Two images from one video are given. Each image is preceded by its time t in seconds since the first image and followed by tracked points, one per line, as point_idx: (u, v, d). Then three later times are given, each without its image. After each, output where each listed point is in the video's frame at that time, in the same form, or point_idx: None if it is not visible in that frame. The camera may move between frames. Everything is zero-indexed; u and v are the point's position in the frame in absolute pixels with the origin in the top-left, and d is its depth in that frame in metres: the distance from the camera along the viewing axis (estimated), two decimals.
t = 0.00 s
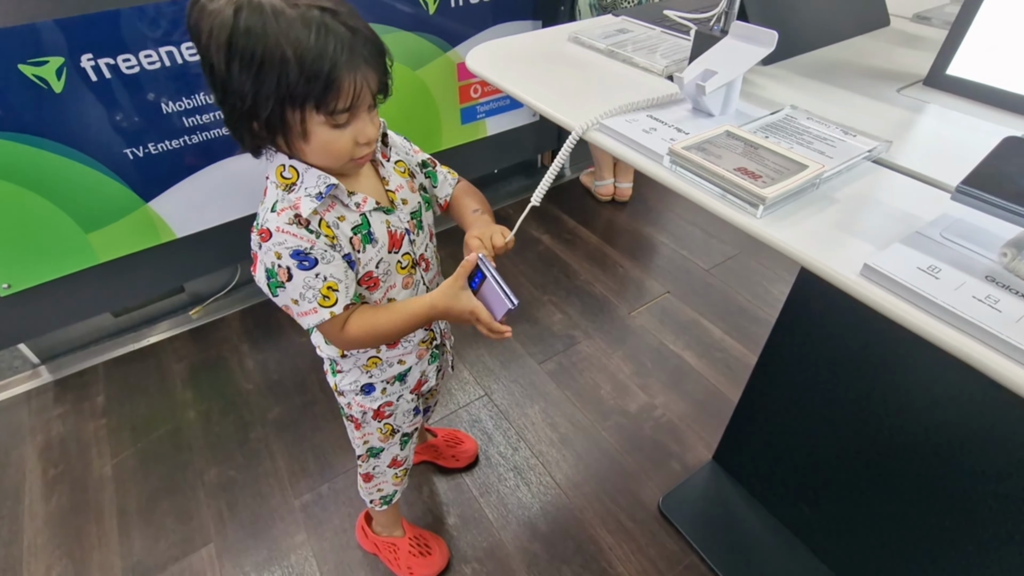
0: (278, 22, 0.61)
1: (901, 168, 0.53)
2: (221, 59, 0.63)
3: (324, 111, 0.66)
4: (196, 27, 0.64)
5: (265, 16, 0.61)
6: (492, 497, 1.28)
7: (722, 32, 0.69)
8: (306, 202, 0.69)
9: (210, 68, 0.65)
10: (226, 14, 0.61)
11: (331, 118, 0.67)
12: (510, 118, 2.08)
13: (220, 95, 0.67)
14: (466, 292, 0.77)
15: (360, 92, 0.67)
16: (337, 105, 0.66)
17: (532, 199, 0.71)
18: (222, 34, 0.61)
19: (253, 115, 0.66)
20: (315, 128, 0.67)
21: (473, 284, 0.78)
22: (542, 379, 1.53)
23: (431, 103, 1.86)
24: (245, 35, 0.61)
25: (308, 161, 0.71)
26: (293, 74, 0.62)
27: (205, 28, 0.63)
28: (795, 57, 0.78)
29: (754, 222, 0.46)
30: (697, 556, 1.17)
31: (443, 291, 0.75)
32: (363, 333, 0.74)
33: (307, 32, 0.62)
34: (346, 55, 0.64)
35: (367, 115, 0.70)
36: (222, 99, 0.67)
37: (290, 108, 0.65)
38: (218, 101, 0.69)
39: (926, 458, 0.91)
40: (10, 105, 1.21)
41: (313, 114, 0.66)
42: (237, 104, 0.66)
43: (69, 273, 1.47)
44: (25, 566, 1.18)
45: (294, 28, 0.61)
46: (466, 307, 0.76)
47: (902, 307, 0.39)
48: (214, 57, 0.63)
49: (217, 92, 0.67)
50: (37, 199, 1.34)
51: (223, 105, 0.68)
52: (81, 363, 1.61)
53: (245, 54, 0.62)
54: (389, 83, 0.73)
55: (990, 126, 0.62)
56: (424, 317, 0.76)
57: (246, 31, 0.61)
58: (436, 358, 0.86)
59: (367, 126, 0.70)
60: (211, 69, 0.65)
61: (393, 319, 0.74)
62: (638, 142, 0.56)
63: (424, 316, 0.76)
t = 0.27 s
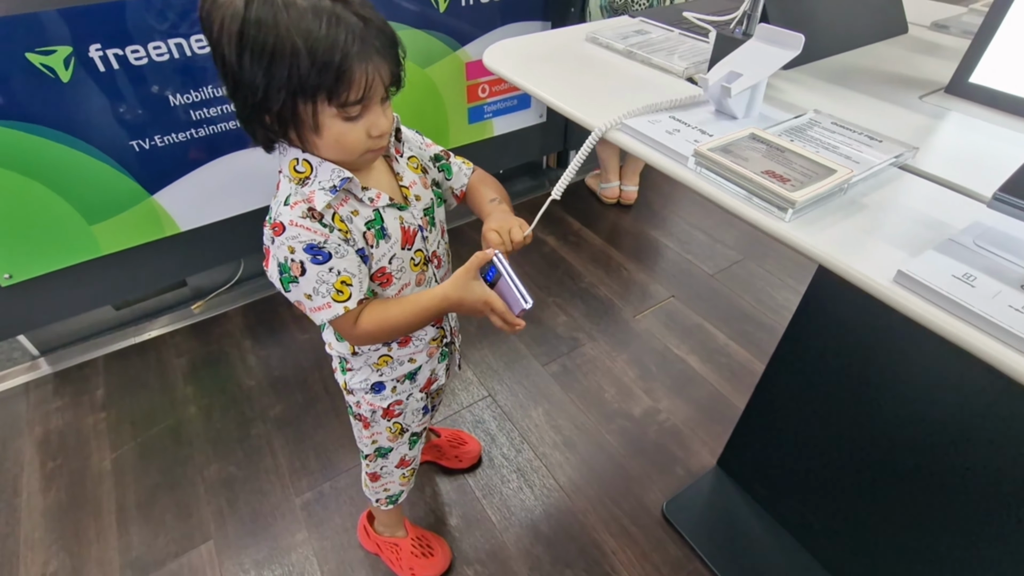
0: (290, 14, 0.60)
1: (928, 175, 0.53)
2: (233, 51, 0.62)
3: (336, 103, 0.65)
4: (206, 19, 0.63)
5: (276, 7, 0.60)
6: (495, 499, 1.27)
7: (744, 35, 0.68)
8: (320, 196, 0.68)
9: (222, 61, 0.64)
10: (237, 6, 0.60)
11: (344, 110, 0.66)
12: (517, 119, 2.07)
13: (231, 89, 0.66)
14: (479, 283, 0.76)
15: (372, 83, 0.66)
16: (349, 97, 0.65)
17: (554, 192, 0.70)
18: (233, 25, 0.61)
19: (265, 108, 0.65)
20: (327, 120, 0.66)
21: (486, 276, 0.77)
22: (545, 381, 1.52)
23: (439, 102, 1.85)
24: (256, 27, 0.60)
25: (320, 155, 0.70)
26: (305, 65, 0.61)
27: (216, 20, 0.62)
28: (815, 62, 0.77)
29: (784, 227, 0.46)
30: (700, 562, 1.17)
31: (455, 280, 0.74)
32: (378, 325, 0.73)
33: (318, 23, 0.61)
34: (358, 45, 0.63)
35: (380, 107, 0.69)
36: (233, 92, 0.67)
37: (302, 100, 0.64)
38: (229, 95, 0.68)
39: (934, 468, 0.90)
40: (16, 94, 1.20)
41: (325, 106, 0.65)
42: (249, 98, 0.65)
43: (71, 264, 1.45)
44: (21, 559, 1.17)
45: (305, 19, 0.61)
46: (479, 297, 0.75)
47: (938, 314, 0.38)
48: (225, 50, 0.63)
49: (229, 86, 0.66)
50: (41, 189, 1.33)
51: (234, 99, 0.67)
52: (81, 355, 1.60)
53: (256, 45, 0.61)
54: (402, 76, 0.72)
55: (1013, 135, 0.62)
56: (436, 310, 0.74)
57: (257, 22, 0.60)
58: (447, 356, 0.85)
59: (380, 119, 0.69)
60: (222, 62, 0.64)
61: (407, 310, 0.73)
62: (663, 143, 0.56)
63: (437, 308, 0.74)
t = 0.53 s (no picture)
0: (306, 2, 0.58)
1: (962, 176, 0.52)
2: (248, 43, 0.60)
3: (354, 94, 0.63)
4: (220, 10, 0.61)
5: None
6: (501, 500, 1.26)
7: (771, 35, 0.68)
8: (339, 192, 0.67)
9: (237, 54, 0.62)
10: None
11: (362, 101, 0.64)
12: (524, 118, 2.06)
13: (246, 82, 0.64)
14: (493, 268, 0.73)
15: (390, 73, 0.64)
16: (367, 87, 0.63)
17: (575, 176, 0.70)
18: (248, 15, 0.59)
19: (282, 101, 0.63)
20: (345, 112, 0.64)
21: (501, 261, 0.74)
22: (551, 382, 1.51)
23: (447, 99, 1.84)
24: (272, 17, 0.58)
25: (338, 148, 0.68)
26: (323, 54, 0.59)
27: (230, 11, 0.60)
28: (838, 63, 0.77)
29: (822, 230, 0.45)
30: (707, 566, 1.16)
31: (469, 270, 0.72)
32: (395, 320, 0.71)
33: (335, 12, 0.59)
34: (376, 33, 0.61)
35: (398, 98, 0.67)
36: (248, 86, 0.64)
37: (320, 92, 0.62)
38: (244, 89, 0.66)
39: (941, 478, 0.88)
40: (23, 83, 1.19)
41: (343, 98, 0.63)
42: (265, 91, 0.63)
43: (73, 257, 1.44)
44: (20, 555, 1.15)
45: (322, 7, 0.59)
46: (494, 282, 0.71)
47: (986, 317, 0.37)
48: (240, 42, 0.61)
49: (244, 78, 0.64)
50: (46, 181, 1.31)
51: (249, 93, 0.65)
52: (82, 349, 1.58)
53: (272, 35, 0.59)
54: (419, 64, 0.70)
55: None
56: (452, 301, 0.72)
57: (273, 12, 0.58)
58: (461, 353, 0.84)
59: (398, 109, 0.67)
60: (237, 54, 0.62)
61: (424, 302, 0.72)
62: (693, 140, 0.55)
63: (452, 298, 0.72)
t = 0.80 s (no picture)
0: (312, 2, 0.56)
1: (995, 181, 0.51)
2: (255, 46, 0.58)
3: (363, 96, 0.61)
4: (226, 14, 0.59)
5: None
6: (507, 506, 1.24)
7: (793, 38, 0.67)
8: (350, 197, 0.65)
9: (244, 58, 0.60)
10: None
11: (371, 103, 0.62)
12: (526, 119, 2.05)
13: (254, 87, 0.63)
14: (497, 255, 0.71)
15: (400, 74, 0.62)
16: (376, 89, 0.61)
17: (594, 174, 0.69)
18: (254, 18, 0.57)
19: (290, 105, 0.61)
20: (354, 115, 0.62)
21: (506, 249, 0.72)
22: (557, 386, 1.49)
23: (449, 100, 1.83)
24: (278, 18, 0.57)
25: (348, 152, 0.66)
26: (330, 56, 0.57)
27: (237, 14, 0.58)
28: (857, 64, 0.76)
29: (863, 235, 0.44)
30: (717, 572, 1.14)
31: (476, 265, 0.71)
32: (408, 319, 0.69)
33: (342, 11, 0.57)
34: (385, 32, 0.59)
35: (408, 99, 0.65)
36: (256, 91, 0.63)
37: (329, 95, 0.60)
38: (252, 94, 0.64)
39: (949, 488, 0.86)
40: (20, 84, 1.16)
41: (352, 100, 0.61)
42: (273, 95, 0.61)
43: (71, 260, 1.41)
44: (17, 565, 1.13)
45: (328, 7, 0.57)
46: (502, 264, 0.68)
47: None
48: (247, 45, 0.59)
49: (252, 83, 0.63)
50: (44, 183, 1.29)
51: (258, 98, 0.63)
52: (80, 353, 1.56)
53: (279, 37, 0.57)
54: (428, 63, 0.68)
55: None
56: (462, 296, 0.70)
57: (279, 14, 0.56)
58: (473, 359, 0.83)
59: (408, 110, 0.65)
60: (245, 58, 0.60)
61: (437, 300, 0.70)
62: (719, 144, 0.53)
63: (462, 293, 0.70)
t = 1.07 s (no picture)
0: (307, 17, 0.55)
1: (1008, 184, 0.51)
2: (253, 65, 0.57)
3: (367, 107, 0.60)
4: (221, 34, 0.58)
5: (291, 11, 0.55)
6: (512, 512, 1.23)
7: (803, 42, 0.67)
8: (360, 204, 0.65)
9: (243, 78, 0.59)
10: (252, 16, 0.55)
11: (376, 113, 0.61)
12: (523, 121, 2.04)
13: (256, 106, 0.62)
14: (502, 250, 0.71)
15: (401, 81, 0.61)
16: (379, 99, 0.60)
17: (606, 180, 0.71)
18: (250, 37, 0.56)
19: (295, 122, 0.60)
20: (359, 127, 0.61)
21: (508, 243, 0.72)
22: (559, 389, 1.49)
23: (446, 103, 1.82)
24: (275, 36, 0.55)
25: (356, 163, 0.65)
26: (331, 70, 0.56)
27: (232, 35, 0.57)
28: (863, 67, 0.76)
29: (879, 240, 0.44)
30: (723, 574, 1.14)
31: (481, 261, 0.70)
32: (421, 323, 0.68)
33: (339, 23, 0.56)
34: (383, 40, 0.58)
35: (412, 104, 0.64)
36: (258, 109, 0.62)
37: (333, 108, 0.59)
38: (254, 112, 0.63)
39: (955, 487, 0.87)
40: (13, 90, 1.14)
41: (356, 112, 0.60)
42: (276, 113, 0.60)
43: (65, 268, 1.39)
44: None
45: (324, 21, 0.55)
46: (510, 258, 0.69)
47: None
48: (245, 64, 0.58)
49: (253, 102, 0.62)
50: (37, 190, 1.27)
51: (260, 116, 0.62)
52: (74, 363, 1.53)
53: (276, 55, 0.56)
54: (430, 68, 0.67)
55: None
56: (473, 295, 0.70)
57: (276, 32, 0.55)
58: (483, 366, 0.82)
59: (413, 116, 0.64)
60: (244, 78, 0.59)
61: (445, 299, 0.70)
62: (733, 149, 0.53)
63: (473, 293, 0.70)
